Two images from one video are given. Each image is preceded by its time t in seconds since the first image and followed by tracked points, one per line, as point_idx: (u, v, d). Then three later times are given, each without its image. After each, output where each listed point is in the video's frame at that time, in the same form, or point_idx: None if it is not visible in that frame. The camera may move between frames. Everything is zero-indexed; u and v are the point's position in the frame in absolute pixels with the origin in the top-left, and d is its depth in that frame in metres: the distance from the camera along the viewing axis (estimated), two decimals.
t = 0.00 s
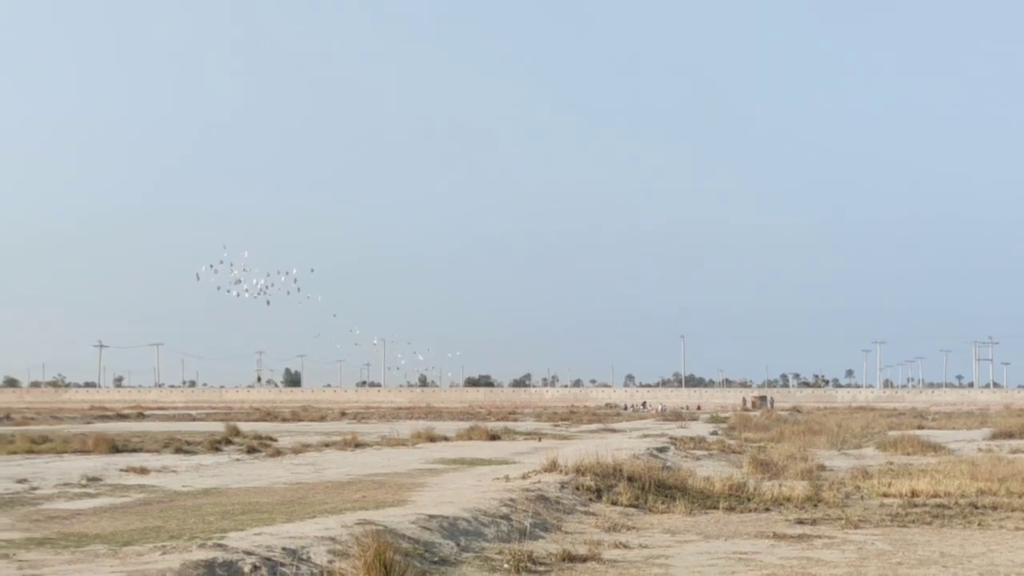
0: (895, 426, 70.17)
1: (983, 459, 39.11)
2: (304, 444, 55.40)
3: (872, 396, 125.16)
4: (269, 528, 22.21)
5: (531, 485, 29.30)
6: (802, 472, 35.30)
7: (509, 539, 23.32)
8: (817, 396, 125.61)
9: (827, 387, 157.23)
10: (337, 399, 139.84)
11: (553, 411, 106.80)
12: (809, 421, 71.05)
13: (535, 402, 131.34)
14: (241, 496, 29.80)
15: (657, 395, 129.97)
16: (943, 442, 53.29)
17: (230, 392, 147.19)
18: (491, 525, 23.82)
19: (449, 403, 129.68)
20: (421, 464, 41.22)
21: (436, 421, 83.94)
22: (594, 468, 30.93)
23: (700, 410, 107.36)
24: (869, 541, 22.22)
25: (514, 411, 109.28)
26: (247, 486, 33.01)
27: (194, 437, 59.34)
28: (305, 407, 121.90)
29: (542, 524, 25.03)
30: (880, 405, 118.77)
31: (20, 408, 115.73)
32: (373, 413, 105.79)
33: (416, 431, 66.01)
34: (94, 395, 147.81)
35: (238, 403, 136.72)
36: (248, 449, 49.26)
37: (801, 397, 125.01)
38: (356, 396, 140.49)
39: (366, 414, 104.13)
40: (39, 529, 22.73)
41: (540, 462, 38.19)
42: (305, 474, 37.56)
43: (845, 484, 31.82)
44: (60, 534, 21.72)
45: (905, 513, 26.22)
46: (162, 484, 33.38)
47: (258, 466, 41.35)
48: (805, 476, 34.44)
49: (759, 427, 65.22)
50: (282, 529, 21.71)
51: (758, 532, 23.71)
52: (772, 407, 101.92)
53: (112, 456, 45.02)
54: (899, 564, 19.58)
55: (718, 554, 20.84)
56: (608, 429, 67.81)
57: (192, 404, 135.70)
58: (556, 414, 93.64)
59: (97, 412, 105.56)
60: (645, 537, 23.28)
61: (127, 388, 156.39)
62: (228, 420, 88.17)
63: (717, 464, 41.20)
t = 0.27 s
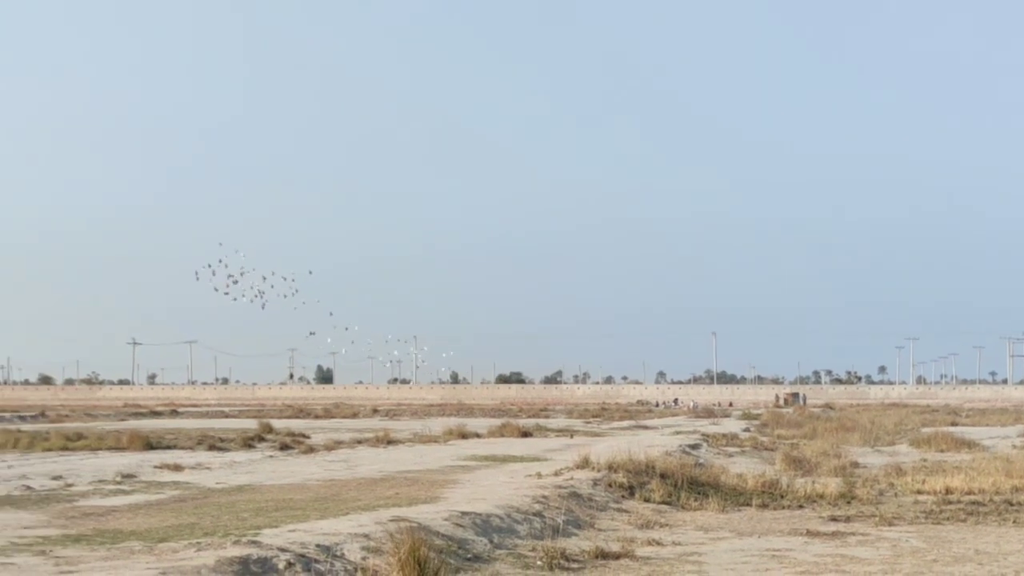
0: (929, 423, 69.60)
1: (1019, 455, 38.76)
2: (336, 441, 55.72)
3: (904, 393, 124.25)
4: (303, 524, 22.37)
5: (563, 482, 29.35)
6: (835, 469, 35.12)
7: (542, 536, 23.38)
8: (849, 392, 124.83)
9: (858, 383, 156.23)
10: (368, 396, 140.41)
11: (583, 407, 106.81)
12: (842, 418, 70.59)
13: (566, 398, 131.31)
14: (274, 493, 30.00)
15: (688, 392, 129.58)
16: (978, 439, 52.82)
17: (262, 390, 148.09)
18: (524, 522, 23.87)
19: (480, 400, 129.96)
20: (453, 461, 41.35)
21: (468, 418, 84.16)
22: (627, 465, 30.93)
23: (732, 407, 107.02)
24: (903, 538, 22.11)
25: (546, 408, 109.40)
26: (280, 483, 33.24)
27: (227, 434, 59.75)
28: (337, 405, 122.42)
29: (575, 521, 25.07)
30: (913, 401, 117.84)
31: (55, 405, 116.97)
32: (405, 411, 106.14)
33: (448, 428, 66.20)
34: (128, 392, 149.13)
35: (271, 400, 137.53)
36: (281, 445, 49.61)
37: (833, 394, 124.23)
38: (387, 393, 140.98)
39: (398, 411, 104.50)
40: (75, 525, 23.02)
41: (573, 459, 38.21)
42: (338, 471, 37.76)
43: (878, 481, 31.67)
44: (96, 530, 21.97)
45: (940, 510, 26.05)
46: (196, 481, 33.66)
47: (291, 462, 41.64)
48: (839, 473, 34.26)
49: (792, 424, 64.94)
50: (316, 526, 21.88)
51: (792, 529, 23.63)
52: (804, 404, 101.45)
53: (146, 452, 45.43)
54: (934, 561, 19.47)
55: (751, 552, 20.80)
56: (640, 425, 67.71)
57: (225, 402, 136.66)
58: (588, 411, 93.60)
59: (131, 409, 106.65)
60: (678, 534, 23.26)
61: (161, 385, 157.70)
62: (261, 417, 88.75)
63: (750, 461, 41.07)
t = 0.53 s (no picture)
0: (967, 419, 68.96)
1: None
2: (371, 436, 56.02)
3: (940, 389, 123.12)
4: (339, 520, 22.56)
5: (598, 478, 29.38)
6: (871, 465, 34.93)
7: (578, 531, 23.44)
8: (884, 388, 123.88)
9: (894, 379, 155.03)
10: (402, 392, 140.95)
11: (617, 403, 106.74)
12: (878, 414, 70.05)
13: (600, 395, 131.17)
14: (310, 488, 30.24)
15: (723, 388, 129.05)
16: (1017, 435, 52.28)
17: (297, 386, 149.00)
18: (559, 518, 23.93)
19: (514, 397, 130.06)
20: (488, 457, 41.47)
21: (502, 415, 84.29)
22: (662, 461, 30.92)
23: (766, 403, 106.46)
24: (941, 534, 21.98)
25: (580, 403, 109.43)
26: (316, 479, 33.49)
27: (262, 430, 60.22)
28: (371, 400, 122.91)
29: (610, 516, 25.11)
30: (950, 397, 116.71)
31: (94, 401, 118.35)
32: (439, 406, 106.48)
33: (482, 424, 66.34)
34: (165, 388, 150.57)
35: (306, 396, 138.39)
36: (316, 441, 49.94)
37: (868, 390, 123.36)
38: (421, 389, 141.47)
39: (432, 407, 104.90)
40: (113, 520, 23.32)
41: (607, 455, 38.22)
42: (373, 467, 37.99)
43: (915, 477, 31.45)
44: (134, 526, 22.26)
45: (977, 506, 25.86)
46: (232, 477, 33.98)
47: (327, 458, 41.92)
48: (875, 469, 34.07)
49: (827, 420, 64.59)
50: (352, 522, 22.05)
51: (828, 525, 23.54)
52: (840, 400, 100.80)
53: (182, 448, 45.90)
54: (972, 558, 19.35)
55: (787, 548, 20.75)
56: (675, 421, 67.57)
57: (261, 398, 137.72)
58: (622, 408, 93.49)
59: (168, 405, 107.68)
60: (713, 530, 23.25)
61: (197, 381, 159.05)
62: (296, 413, 89.37)
63: (785, 457, 40.91)
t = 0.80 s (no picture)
0: (1004, 415, 68.25)
1: None
2: (405, 432, 56.24)
3: (976, 385, 121.94)
4: (373, 516, 22.73)
5: (632, 474, 29.41)
6: (906, 461, 34.73)
7: (611, 528, 23.46)
8: (919, 384, 122.90)
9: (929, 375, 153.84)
10: (435, 388, 141.35)
11: (650, 399, 106.43)
12: (914, 410, 69.46)
13: (633, 391, 130.98)
14: (344, 484, 30.45)
15: (756, 384, 128.49)
16: None
17: (331, 382, 149.87)
18: (593, 515, 23.98)
19: (547, 393, 130.21)
20: (521, 453, 41.55)
21: (535, 411, 84.40)
22: (695, 457, 30.86)
23: (800, 399, 105.96)
24: (977, 531, 21.83)
25: (613, 399, 109.36)
26: (350, 475, 33.70)
27: (296, 426, 60.64)
28: (404, 397, 123.38)
29: (644, 513, 25.12)
30: (986, 393, 115.54)
31: (129, 398, 119.52)
32: (472, 403, 106.70)
33: (516, 419, 66.49)
34: (200, 385, 151.89)
35: (340, 393, 139.16)
36: (350, 437, 50.21)
37: (903, 386, 122.48)
38: (454, 386, 141.88)
39: (465, 404, 105.39)
40: (149, 516, 23.59)
41: (641, 451, 38.23)
42: (407, 462, 38.17)
43: (951, 474, 31.24)
44: (169, 521, 22.50)
45: (1014, 503, 25.64)
46: (266, 473, 34.26)
47: (360, 454, 42.16)
48: (910, 465, 33.85)
49: (862, 416, 64.23)
50: (386, 518, 22.19)
51: (863, 522, 23.45)
52: (874, 396, 100.03)
53: (217, 444, 46.31)
54: (1009, 555, 19.21)
55: (822, 544, 20.70)
56: (708, 417, 67.40)
57: (295, 394, 138.58)
58: (655, 404, 93.33)
59: (203, 401, 108.68)
60: (747, 527, 23.20)
61: (231, 377, 160.27)
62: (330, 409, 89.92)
63: (819, 453, 40.72)
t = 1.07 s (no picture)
0: None
1: None
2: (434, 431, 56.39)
3: (1009, 382, 120.90)
4: (403, 514, 22.85)
5: (662, 473, 29.38)
6: (938, 459, 34.49)
7: (641, 526, 23.47)
8: (951, 382, 121.98)
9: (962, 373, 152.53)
10: (464, 387, 141.67)
11: (680, 398, 106.09)
12: (946, 408, 68.92)
13: (662, 389, 130.72)
14: (373, 482, 30.61)
15: (787, 382, 127.94)
16: None
17: (361, 380, 150.49)
18: (623, 513, 23.98)
19: (576, 391, 130.15)
20: (550, 451, 41.58)
21: (565, 409, 84.49)
22: (725, 456, 30.79)
23: (830, 397, 105.39)
24: (1010, 530, 21.68)
25: (641, 398, 109.16)
26: (380, 473, 33.86)
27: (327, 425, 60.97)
28: (434, 395, 123.73)
29: (674, 511, 25.10)
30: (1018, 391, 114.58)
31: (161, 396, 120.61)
32: (501, 401, 106.83)
33: (544, 418, 66.55)
34: (232, 383, 152.87)
35: (369, 391, 139.72)
36: (379, 436, 50.41)
37: (935, 383, 121.48)
38: (484, 384, 142.11)
39: (494, 401, 105.48)
40: (181, 514, 23.82)
41: (670, 449, 38.18)
42: (436, 461, 38.30)
43: (983, 472, 31.00)
44: (201, 519, 22.69)
45: None
46: (297, 471, 34.48)
47: (390, 453, 42.32)
48: (942, 464, 33.63)
49: (893, 414, 63.83)
50: (416, 516, 22.29)
51: (894, 521, 23.33)
52: (905, 394, 99.37)
53: (248, 443, 46.64)
54: None
55: (853, 543, 20.61)
56: (738, 416, 67.20)
57: (325, 392, 139.24)
58: (685, 402, 93.11)
59: (233, 399, 109.47)
60: (778, 525, 23.15)
61: (262, 375, 161.27)
62: (359, 407, 90.35)
63: (850, 452, 40.52)
